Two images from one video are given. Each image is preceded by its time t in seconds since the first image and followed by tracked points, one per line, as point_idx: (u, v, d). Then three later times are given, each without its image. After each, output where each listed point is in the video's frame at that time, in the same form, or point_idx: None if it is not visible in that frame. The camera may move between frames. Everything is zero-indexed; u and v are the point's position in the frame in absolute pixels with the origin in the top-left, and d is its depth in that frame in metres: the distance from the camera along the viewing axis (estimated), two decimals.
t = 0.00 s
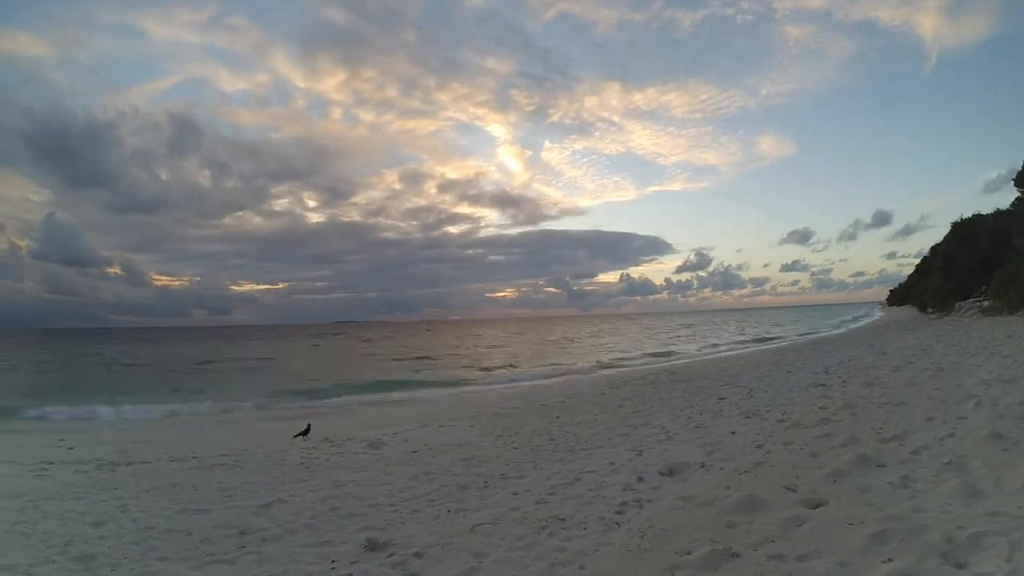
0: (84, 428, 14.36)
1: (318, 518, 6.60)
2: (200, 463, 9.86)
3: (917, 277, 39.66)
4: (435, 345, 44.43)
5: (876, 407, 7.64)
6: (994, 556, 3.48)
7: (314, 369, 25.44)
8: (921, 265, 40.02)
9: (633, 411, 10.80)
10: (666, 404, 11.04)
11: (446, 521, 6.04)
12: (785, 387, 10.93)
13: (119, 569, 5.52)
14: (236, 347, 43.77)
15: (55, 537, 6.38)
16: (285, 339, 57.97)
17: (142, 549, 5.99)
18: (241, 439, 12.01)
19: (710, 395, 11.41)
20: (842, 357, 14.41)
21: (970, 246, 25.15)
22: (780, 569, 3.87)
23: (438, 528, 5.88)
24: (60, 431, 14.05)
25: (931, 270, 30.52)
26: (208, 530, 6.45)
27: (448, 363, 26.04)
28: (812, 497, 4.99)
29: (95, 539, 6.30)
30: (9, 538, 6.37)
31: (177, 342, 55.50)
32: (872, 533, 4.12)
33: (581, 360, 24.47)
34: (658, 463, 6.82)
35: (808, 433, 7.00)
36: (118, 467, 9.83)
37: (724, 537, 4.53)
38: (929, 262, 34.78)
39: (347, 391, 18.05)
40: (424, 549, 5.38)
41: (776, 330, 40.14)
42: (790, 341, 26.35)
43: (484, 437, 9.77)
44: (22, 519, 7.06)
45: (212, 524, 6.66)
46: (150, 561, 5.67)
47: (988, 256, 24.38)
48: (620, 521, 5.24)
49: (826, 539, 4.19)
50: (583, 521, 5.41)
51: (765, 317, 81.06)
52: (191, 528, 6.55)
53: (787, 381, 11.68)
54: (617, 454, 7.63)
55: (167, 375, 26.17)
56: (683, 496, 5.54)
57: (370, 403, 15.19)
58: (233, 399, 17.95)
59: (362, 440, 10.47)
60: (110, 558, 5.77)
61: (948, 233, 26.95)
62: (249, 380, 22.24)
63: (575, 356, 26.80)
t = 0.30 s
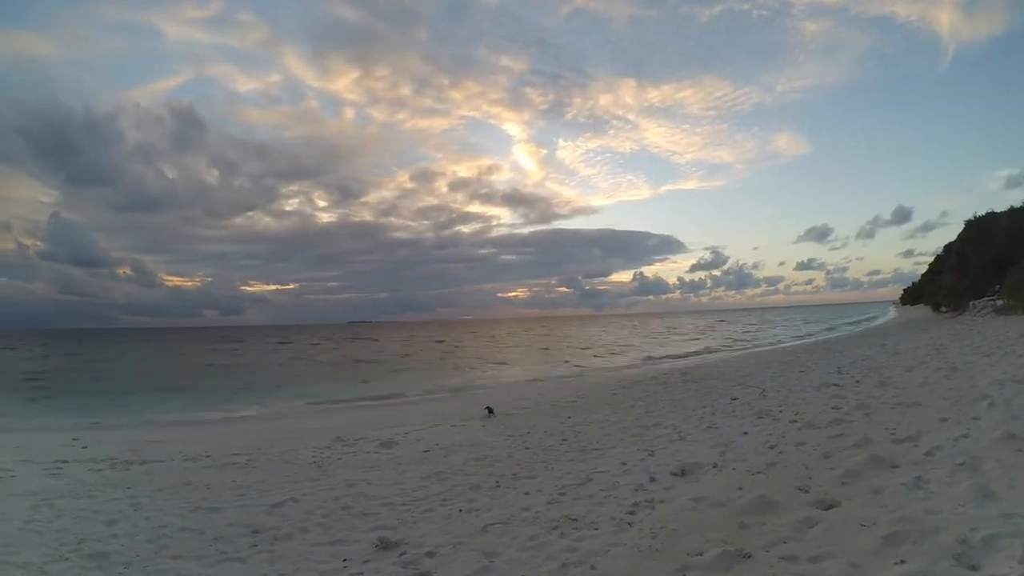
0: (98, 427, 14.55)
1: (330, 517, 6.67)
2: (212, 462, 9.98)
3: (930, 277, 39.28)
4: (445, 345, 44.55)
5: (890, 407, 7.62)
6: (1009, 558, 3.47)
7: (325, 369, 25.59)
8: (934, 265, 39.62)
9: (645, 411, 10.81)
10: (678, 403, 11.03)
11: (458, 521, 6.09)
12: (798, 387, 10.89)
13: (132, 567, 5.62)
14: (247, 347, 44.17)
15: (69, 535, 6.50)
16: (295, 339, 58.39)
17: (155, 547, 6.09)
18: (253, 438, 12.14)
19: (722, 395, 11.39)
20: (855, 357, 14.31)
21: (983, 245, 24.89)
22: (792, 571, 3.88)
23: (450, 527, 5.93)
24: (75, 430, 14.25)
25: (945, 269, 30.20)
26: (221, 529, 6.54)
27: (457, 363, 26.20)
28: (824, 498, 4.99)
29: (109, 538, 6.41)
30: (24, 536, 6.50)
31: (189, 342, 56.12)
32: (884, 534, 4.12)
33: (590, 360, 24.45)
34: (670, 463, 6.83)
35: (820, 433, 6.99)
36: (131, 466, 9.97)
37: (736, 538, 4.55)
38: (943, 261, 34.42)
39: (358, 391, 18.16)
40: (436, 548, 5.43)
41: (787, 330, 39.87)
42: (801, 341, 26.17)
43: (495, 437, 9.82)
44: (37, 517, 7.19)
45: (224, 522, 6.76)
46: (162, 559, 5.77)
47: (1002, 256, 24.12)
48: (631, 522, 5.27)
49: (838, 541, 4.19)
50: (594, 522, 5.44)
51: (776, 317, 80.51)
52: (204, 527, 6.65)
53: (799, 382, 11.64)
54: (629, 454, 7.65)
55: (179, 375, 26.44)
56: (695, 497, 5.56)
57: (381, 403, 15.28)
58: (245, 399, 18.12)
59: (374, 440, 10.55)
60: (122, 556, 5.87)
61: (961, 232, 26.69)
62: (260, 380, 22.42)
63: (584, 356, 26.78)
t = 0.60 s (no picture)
0: (111, 427, 14.72)
1: (341, 517, 6.74)
2: (224, 462, 10.09)
3: (943, 275, 38.82)
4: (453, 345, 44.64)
5: (902, 407, 7.58)
6: (1022, 559, 3.47)
7: (334, 369, 25.72)
8: (947, 263, 39.21)
9: (655, 411, 10.80)
10: (689, 404, 11.02)
11: (469, 520, 6.14)
12: (810, 387, 10.83)
13: (144, 565, 5.71)
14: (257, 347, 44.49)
15: (81, 534, 6.61)
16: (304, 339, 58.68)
17: (167, 546, 6.19)
18: (265, 437, 12.24)
19: (733, 395, 11.36)
20: (867, 357, 14.20)
21: (997, 242, 24.62)
22: (804, 572, 3.89)
23: (460, 527, 5.98)
24: (88, 429, 14.43)
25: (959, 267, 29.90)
26: (232, 528, 6.63)
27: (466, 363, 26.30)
28: (836, 499, 4.98)
29: (121, 536, 6.51)
30: (37, 535, 6.61)
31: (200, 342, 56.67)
32: (896, 535, 4.12)
33: (599, 360, 24.41)
34: (681, 464, 6.84)
35: (832, 433, 6.97)
36: (144, 465, 10.10)
37: (747, 539, 4.56)
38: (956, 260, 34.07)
39: (367, 391, 18.24)
40: (446, 548, 5.48)
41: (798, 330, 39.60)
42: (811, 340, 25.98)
43: (505, 437, 9.86)
44: (50, 516, 7.31)
45: (235, 521, 6.84)
46: (174, 558, 5.85)
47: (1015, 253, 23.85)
48: (642, 522, 5.29)
49: (850, 542, 4.19)
50: (605, 522, 5.47)
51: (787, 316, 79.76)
52: (215, 526, 6.74)
53: (811, 382, 11.58)
54: (640, 454, 7.66)
55: (190, 375, 26.68)
56: (706, 497, 5.57)
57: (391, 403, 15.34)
58: (255, 399, 18.26)
59: (385, 440, 10.62)
60: (134, 555, 5.96)
61: (974, 230, 26.41)
62: (271, 380, 22.57)
63: (593, 356, 26.74)
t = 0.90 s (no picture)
0: (126, 426, 14.93)
1: (353, 515, 6.83)
2: (237, 461, 10.22)
3: (958, 273, 38.40)
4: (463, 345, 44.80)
5: (916, 408, 7.54)
6: None
7: (346, 368, 25.90)
8: (961, 262, 38.79)
9: (667, 411, 10.80)
10: (702, 403, 11.00)
11: (481, 520, 6.19)
12: (824, 387, 10.79)
13: (158, 563, 5.81)
14: (269, 347, 44.89)
15: (95, 532, 6.74)
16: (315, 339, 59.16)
17: (180, 544, 6.30)
18: (278, 437, 12.38)
19: (745, 395, 11.34)
20: (881, 357, 14.10)
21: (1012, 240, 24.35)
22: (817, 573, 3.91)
23: (472, 527, 6.04)
24: (104, 429, 14.64)
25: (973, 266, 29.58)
26: (245, 527, 6.73)
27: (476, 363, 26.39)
28: (849, 501, 4.98)
29: (135, 534, 6.64)
30: (52, 533, 6.75)
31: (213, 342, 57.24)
32: (909, 537, 4.12)
33: (609, 360, 24.40)
34: (694, 464, 6.86)
35: (846, 434, 6.95)
36: (158, 464, 10.25)
37: (759, 539, 4.58)
38: (970, 258, 33.71)
39: (378, 390, 18.37)
40: (458, 547, 5.54)
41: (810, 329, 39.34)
42: (823, 340, 25.82)
43: (517, 437, 9.91)
44: (64, 514, 7.45)
45: (248, 520, 6.95)
46: (187, 556, 5.96)
47: None
48: (654, 523, 5.32)
49: (863, 544, 4.19)
50: (617, 522, 5.50)
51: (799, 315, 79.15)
52: (228, 524, 6.84)
53: (824, 382, 11.53)
54: (651, 455, 7.68)
55: (203, 375, 26.98)
56: (718, 498, 5.58)
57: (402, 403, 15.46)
58: (268, 399, 18.44)
59: (398, 439, 10.70)
60: (147, 553, 6.07)
61: (989, 228, 26.11)
62: (283, 380, 22.76)
63: (604, 356, 26.72)
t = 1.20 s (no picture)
0: (139, 426, 15.10)
1: (364, 515, 6.90)
2: (249, 461, 10.32)
3: (971, 272, 38.04)
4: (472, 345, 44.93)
5: (929, 408, 7.50)
6: None
7: (356, 369, 26.05)
8: (974, 260, 38.43)
9: (677, 411, 10.80)
10: (713, 404, 10.99)
11: (492, 520, 6.23)
12: (836, 387, 10.75)
13: (170, 561, 5.91)
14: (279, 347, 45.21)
15: (107, 531, 6.85)
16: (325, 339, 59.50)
17: (192, 543, 6.40)
18: (289, 437, 12.48)
19: (757, 395, 11.31)
20: (893, 356, 14.00)
21: None
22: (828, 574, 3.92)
23: (483, 527, 6.08)
24: (116, 428, 14.83)
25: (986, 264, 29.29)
26: (256, 526, 6.82)
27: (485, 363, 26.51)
28: (861, 501, 4.98)
29: (147, 533, 6.75)
30: (65, 531, 6.87)
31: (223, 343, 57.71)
32: (922, 539, 4.12)
33: (618, 360, 24.37)
34: (705, 465, 6.87)
35: (858, 434, 6.93)
36: (170, 464, 10.38)
37: (771, 540, 4.60)
38: (983, 257, 33.40)
39: (388, 391, 18.46)
40: (469, 547, 5.59)
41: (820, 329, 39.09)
42: (834, 340, 25.66)
43: (527, 437, 9.95)
44: (77, 513, 7.58)
45: (259, 519, 7.04)
46: (199, 555, 6.05)
47: None
48: (665, 523, 5.34)
49: (875, 545, 4.20)
50: (628, 522, 5.53)
51: (810, 315, 78.54)
52: (240, 523, 6.94)
53: (836, 382, 11.48)
54: (662, 455, 7.70)
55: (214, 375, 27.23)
56: (729, 499, 5.59)
57: (412, 403, 15.54)
58: (278, 399, 18.58)
59: (410, 439, 10.77)
60: (159, 552, 6.17)
61: (1003, 225, 25.86)
62: (293, 380, 22.92)
63: (613, 356, 26.69)
